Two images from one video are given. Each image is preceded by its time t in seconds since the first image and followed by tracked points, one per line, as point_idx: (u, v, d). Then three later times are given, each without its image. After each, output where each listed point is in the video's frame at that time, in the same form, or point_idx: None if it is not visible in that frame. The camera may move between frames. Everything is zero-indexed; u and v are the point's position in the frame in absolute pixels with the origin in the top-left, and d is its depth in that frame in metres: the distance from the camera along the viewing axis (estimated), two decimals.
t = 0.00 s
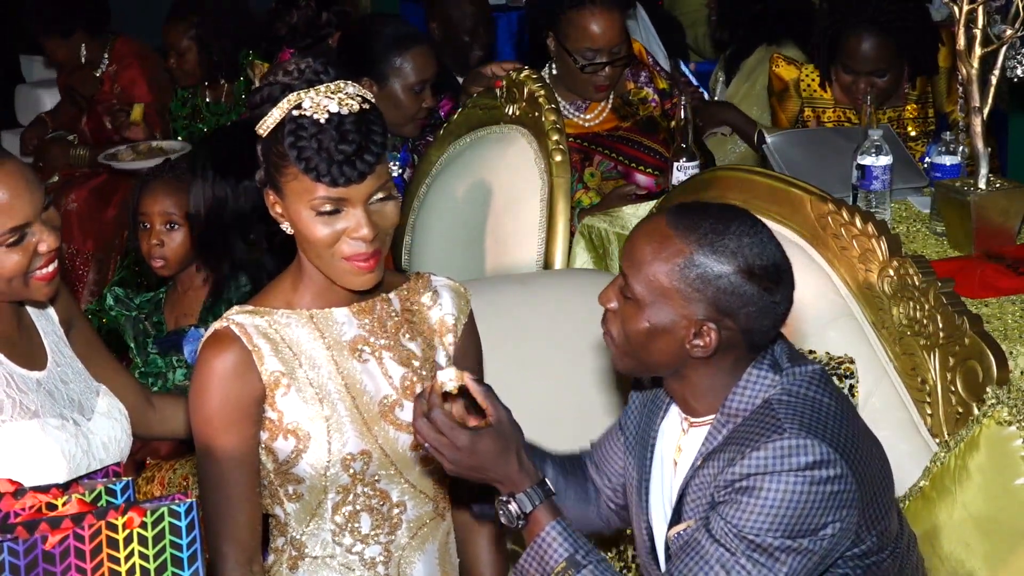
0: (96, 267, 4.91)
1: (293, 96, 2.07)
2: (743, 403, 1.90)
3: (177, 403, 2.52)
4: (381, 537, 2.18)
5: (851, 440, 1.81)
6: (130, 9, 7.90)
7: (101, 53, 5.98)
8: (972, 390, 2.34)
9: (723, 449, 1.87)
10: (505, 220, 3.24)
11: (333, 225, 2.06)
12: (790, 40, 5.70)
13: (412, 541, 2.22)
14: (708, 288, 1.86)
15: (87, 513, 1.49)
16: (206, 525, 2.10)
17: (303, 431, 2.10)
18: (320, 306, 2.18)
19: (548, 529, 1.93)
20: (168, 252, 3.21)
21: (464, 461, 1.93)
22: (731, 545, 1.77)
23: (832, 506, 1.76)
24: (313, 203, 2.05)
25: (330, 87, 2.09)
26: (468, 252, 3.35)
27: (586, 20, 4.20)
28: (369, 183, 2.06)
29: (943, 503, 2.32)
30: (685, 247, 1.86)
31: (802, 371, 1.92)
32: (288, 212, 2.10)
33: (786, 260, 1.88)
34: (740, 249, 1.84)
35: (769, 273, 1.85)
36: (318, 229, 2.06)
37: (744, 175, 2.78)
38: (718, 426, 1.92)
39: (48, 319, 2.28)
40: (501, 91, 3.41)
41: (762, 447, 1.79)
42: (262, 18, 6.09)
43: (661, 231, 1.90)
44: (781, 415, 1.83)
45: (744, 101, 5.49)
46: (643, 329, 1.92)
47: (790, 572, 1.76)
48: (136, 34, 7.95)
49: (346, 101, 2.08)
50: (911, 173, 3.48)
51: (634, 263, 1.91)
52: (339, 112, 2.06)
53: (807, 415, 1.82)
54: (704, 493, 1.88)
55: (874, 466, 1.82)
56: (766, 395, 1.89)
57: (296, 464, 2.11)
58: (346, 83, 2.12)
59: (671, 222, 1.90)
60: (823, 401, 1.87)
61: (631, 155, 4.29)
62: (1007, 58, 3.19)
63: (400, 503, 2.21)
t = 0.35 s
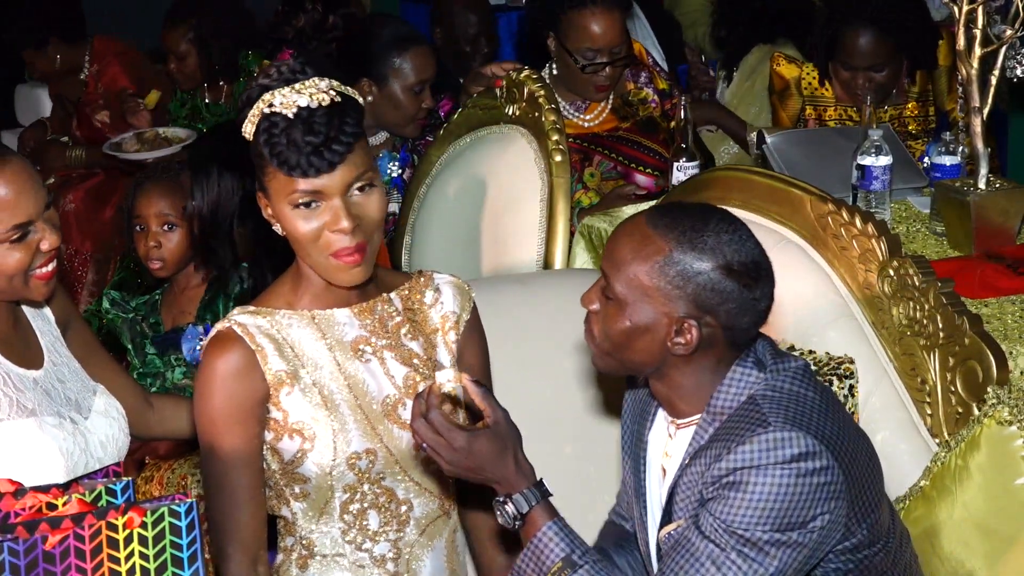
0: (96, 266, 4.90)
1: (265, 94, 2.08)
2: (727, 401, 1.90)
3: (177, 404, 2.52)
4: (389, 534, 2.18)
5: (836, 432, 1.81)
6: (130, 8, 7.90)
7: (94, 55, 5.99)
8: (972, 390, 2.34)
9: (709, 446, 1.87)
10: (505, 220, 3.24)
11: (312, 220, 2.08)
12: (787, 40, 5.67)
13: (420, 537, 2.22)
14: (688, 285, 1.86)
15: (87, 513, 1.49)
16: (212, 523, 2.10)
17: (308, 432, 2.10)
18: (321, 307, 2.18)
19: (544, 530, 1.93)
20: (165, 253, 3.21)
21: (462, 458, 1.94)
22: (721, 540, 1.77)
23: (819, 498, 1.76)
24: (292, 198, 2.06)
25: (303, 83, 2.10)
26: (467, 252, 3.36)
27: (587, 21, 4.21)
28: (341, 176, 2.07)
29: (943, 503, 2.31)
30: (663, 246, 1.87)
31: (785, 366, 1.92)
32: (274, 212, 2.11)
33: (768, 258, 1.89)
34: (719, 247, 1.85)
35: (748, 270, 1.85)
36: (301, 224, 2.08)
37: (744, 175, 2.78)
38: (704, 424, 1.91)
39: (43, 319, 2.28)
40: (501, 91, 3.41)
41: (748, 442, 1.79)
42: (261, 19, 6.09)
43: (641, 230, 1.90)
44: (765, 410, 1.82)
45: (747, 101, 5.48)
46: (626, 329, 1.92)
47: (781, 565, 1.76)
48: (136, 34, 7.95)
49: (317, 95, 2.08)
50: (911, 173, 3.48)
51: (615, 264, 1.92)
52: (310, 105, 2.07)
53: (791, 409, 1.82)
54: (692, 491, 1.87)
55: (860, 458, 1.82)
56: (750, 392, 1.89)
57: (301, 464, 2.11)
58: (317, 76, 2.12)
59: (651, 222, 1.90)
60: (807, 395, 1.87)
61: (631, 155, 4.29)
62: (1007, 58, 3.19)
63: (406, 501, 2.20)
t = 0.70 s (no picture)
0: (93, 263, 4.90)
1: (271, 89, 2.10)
2: (729, 401, 1.90)
3: (177, 404, 2.51)
4: (391, 533, 2.18)
5: (837, 431, 1.82)
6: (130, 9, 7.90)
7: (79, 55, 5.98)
8: (972, 390, 2.34)
9: (711, 446, 1.87)
10: (505, 220, 3.25)
11: (317, 211, 2.07)
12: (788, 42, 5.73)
13: (421, 536, 2.22)
14: (690, 284, 1.86)
15: (87, 513, 1.49)
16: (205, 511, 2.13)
17: (316, 430, 2.11)
18: (332, 305, 2.17)
19: (548, 530, 1.93)
20: (161, 257, 3.27)
21: (469, 456, 1.93)
22: (723, 539, 1.77)
23: (822, 497, 1.76)
24: (296, 189, 2.07)
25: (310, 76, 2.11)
26: (467, 252, 3.36)
27: (586, 21, 4.22)
28: (345, 166, 2.07)
29: (942, 503, 2.31)
30: (666, 245, 1.87)
31: (786, 368, 1.93)
32: (281, 208, 2.12)
33: (768, 257, 1.90)
34: (721, 245, 1.85)
35: (750, 268, 1.86)
36: (307, 216, 2.08)
37: (744, 175, 2.78)
38: (705, 424, 1.91)
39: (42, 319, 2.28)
40: (501, 91, 3.41)
41: (750, 440, 1.79)
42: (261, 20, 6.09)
43: (642, 231, 1.91)
44: (767, 409, 1.82)
45: (748, 99, 5.49)
46: (628, 330, 1.92)
47: (783, 564, 1.76)
48: (135, 35, 7.96)
49: (321, 88, 2.09)
50: (911, 173, 3.48)
51: (616, 263, 1.92)
52: (313, 96, 2.08)
53: (793, 409, 1.82)
54: (693, 490, 1.87)
55: (862, 458, 1.82)
56: (751, 391, 1.89)
57: (307, 462, 2.12)
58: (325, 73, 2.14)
59: (652, 223, 1.91)
60: (809, 394, 1.87)
61: (631, 155, 4.29)
62: (1007, 58, 3.19)
63: (409, 500, 2.20)
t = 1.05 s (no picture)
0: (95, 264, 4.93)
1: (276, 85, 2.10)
2: (733, 401, 1.90)
3: (182, 400, 2.51)
4: (391, 531, 2.18)
5: (841, 433, 1.82)
6: (132, 8, 7.90)
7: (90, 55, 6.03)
8: (972, 390, 2.34)
9: (714, 446, 1.87)
10: (505, 220, 3.25)
11: (321, 207, 2.08)
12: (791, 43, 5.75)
13: (422, 535, 2.22)
14: (696, 285, 1.86)
15: (87, 514, 1.49)
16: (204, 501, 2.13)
17: (311, 424, 2.11)
18: (332, 302, 2.18)
19: (551, 529, 1.93)
20: (160, 259, 3.29)
21: (473, 456, 1.93)
22: (726, 539, 1.77)
23: (825, 499, 1.76)
24: (300, 183, 2.07)
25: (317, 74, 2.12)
26: (468, 252, 3.36)
27: (586, 20, 4.21)
28: (348, 163, 2.07)
29: (942, 503, 2.31)
30: (672, 246, 1.87)
31: (790, 368, 1.93)
32: (284, 203, 2.12)
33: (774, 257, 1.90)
34: (728, 247, 1.85)
35: (757, 269, 1.86)
36: (308, 211, 2.08)
37: (744, 176, 2.78)
38: (709, 424, 1.92)
39: (48, 323, 2.28)
40: (501, 91, 3.41)
41: (753, 441, 1.79)
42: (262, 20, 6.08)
43: (648, 231, 1.91)
44: (771, 409, 1.83)
45: (745, 103, 5.50)
46: (633, 332, 1.92)
47: (785, 565, 1.76)
48: (136, 35, 7.96)
49: (328, 84, 2.10)
50: (911, 173, 3.48)
51: (622, 264, 1.92)
52: (319, 92, 2.08)
53: (797, 409, 1.83)
54: (696, 489, 1.87)
55: (866, 459, 1.82)
56: (755, 392, 1.89)
57: (303, 456, 2.12)
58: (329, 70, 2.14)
59: (659, 223, 1.91)
60: (813, 395, 1.87)
61: (630, 155, 4.29)
62: (1007, 58, 3.19)
63: (409, 497, 2.20)
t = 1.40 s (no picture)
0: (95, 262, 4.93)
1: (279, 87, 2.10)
2: (734, 401, 1.90)
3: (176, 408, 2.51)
4: (380, 528, 2.18)
5: (842, 434, 1.82)
6: (132, 8, 7.90)
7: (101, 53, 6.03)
8: (972, 390, 2.34)
9: (715, 446, 1.87)
10: (505, 220, 3.25)
11: (325, 207, 2.08)
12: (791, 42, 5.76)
13: (411, 532, 2.22)
14: (698, 287, 1.86)
15: (87, 514, 1.49)
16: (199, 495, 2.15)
17: (308, 421, 2.11)
18: (336, 302, 2.18)
19: (552, 529, 1.93)
20: (166, 261, 3.27)
21: (474, 457, 1.93)
22: (725, 538, 1.76)
23: (825, 499, 1.76)
24: (303, 184, 2.08)
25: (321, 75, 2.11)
26: (470, 253, 3.36)
27: (587, 20, 4.20)
28: (350, 162, 2.07)
29: (942, 502, 2.31)
30: (675, 247, 1.86)
31: (791, 369, 1.93)
32: (288, 205, 2.13)
33: (775, 258, 1.90)
34: (730, 248, 1.85)
35: (758, 269, 1.86)
36: (313, 211, 2.09)
37: (744, 176, 2.78)
38: (710, 424, 1.92)
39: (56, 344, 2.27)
40: (501, 91, 3.41)
41: (754, 441, 1.79)
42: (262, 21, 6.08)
43: (650, 232, 1.90)
44: (772, 409, 1.83)
45: (745, 103, 5.49)
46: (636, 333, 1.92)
47: (784, 565, 1.76)
48: (137, 37, 7.96)
49: (329, 84, 2.09)
50: (911, 173, 3.48)
51: (624, 265, 1.91)
52: (320, 93, 2.08)
53: (798, 409, 1.83)
54: (697, 489, 1.87)
55: (866, 460, 1.83)
56: (757, 392, 1.90)
57: (298, 453, 2.12)
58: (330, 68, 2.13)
59: (661, 225, 1.90)
60: (814, 396, 1.88)
61: (631, 155, 4.29)
62: (1007, 58, 3.19)
63: (400, 496, 2.20)
